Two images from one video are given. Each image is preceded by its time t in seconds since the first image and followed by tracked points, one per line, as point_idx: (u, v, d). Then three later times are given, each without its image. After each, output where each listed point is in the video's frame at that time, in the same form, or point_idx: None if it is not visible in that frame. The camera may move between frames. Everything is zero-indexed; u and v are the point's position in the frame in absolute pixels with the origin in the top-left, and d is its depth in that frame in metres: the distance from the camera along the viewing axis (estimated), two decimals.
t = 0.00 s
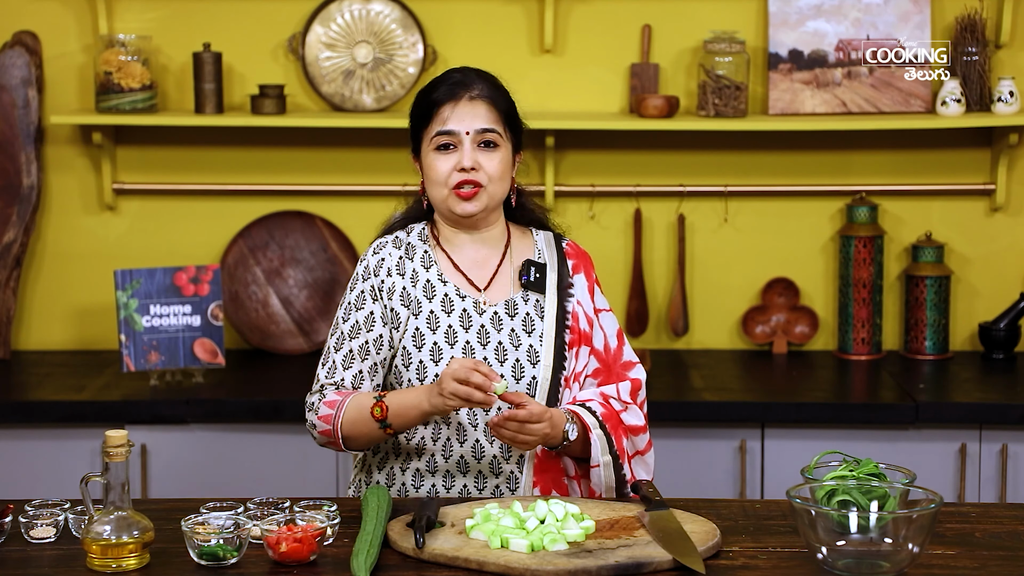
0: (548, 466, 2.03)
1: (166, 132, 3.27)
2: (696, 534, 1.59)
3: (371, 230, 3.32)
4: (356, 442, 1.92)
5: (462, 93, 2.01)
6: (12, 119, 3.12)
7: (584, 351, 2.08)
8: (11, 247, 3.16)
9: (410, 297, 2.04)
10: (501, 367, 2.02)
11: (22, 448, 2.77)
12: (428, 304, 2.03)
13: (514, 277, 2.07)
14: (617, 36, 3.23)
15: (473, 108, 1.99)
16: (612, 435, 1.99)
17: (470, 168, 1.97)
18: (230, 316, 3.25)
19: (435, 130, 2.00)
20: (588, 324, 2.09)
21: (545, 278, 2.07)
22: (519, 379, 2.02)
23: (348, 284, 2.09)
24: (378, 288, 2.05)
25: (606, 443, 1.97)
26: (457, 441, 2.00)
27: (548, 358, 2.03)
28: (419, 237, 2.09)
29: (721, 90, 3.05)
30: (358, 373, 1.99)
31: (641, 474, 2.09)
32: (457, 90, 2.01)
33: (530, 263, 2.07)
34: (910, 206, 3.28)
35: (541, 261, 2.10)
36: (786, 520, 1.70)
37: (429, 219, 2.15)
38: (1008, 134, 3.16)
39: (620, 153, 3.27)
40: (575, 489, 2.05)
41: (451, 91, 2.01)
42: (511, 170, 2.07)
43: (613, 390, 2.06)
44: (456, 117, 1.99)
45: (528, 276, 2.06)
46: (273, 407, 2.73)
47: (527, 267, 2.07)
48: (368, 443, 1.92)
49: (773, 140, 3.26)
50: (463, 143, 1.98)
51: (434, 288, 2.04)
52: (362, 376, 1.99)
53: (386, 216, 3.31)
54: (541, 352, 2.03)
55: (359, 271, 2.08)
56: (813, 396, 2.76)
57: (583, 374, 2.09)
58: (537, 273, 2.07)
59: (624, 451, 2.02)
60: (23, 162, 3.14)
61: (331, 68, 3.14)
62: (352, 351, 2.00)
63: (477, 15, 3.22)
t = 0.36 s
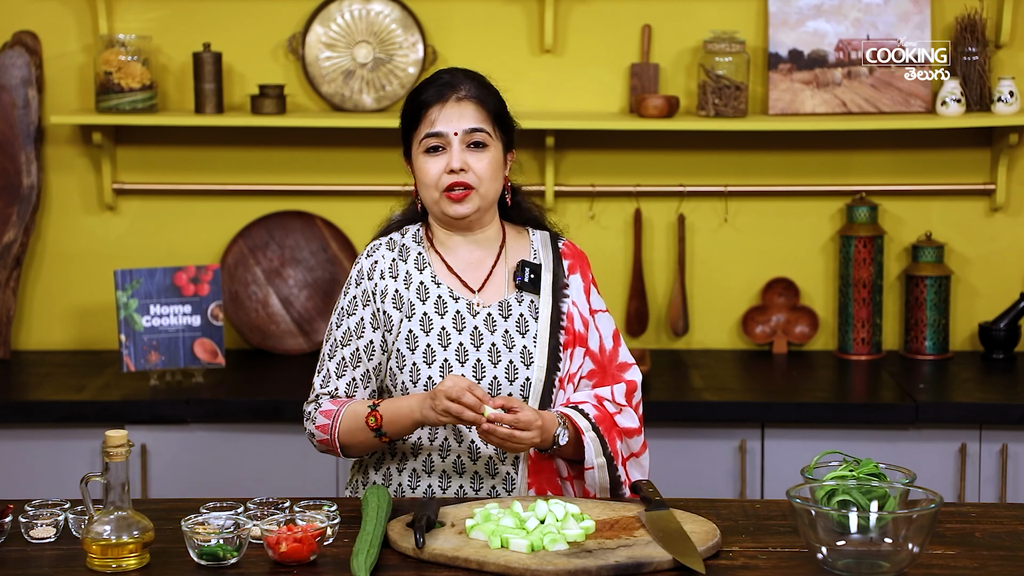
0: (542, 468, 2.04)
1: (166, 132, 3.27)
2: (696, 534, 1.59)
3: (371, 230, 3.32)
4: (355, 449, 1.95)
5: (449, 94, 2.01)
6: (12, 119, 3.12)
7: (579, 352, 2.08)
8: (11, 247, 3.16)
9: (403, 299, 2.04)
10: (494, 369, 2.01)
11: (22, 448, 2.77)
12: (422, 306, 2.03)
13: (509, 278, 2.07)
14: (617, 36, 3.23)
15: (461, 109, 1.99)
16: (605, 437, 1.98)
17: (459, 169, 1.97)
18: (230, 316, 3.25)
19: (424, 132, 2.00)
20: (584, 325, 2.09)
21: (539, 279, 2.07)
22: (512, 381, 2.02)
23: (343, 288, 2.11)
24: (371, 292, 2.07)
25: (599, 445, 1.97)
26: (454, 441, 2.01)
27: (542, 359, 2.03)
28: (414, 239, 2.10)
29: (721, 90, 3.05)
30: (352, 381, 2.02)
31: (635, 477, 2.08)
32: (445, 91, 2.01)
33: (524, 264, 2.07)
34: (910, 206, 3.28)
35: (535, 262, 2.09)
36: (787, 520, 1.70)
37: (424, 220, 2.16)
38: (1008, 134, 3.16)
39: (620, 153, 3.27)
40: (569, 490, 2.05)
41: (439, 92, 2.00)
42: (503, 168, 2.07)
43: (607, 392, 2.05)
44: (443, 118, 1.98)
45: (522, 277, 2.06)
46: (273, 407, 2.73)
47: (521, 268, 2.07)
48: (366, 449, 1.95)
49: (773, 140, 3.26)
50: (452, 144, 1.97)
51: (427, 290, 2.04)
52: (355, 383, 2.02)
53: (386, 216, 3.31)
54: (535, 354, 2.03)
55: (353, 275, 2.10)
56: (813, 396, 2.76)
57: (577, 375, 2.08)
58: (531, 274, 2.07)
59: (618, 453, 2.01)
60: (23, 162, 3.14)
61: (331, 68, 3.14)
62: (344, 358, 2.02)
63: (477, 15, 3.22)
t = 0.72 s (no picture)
0: (541, 466, 2.02)
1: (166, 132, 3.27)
2: (696, 534, 1.59)
3: (371, 230, 3.32)
4: (348, 444, 1.95)
5: (440, 94, 2.01)
6: (12, 119, 3.12)
7: (577, 351, 2.08)
8: (10, 247, 3.16)
9: (402, 299, 2.05)
10: (492, 368, 2.02)
11: (22, 448, 2.77)
12: (420, 306, 2.03)
13: (507, 278, 2.07)
14: (617, 36, 3.23)
15: (451, 108, 2.00)
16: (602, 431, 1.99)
17: (452, 167, 1.96)
18: (229, 316, 3.25)
19: (417, 133, 2.00)
20: (582, 325, 2.09)
21: (538, 278, 2.06)
22: (510, 381, 2.02)
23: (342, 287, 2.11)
24: (369, 291, 2.07)
25: (592, 437, 1.98)
26: (451, 441, 2.01)
27: (540, 359, 2.03)
28: (413, 239, 2.10)
29: (721, 89, 3.05)
30: (348, 379, 2.02)
31: (631, 474, 2.08)
32: (435, 92, 2.01)
33: (522, 263, 2.06)
34: (910, 206, 3.28)
35: (534, 262, 2.09)
36: (786, 520, 1.70)
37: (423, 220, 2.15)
38: (1008, 134, 3.16)
39: (621, 153, 3.27)
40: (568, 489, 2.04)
41: (430, 94, 2.01)
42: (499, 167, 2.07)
43: (605, 389, 2.05)
44: (434, 118, 1.99)
45: (521, 276, 2.05)
46: (273, 407, 2.73)
47: (519, 267, 2.06)
48: (359, 444, 1.96)
49: (773, 140, 3.26)
50: (444, 143, 1.97)
51: (425, 290, 2.04)
52: (351, 381, 2.02)
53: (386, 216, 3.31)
54: (533, 353, 2.03)
55: (351, 274, 2.10)
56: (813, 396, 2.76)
57: (576, 374, 2.08)
58: (529, 273, 2.06)
59: (614, 448, 2.02)
60: (23, 162, 3.14)
61: (331, 68, 3.14)
62: (341, 357, 2.03)
63: (477, 15, 3.22)
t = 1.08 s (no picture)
0: (543, 465, 2.02)
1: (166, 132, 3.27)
2: (696, 534, 1.59)
3: (371, 231, 3.32)
4: (342, 427, 1.91)
5: (436, 97, 2.01)
6: (12, 119, 3.12)
7: (580, 351, 2.08)
8: (11, 247, 3.16)
9: (405, 297, 2.05)
10: (494, 367, 2.01)
11: (22, 448, 2.77)
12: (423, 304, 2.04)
13: (508, 277, 2.07)
14: (617, 36, 3.23)
15: (447, 110, 2.00)
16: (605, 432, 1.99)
17: (452, 169, 1.96)
18: (229, 316, 3.25)
19: (415, 137, 2.00)
20: (584, 324, 2.08)
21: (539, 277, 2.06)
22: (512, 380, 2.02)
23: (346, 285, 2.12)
24: (372, 288, 2.07)
25: (596, 436, 1.98)
26: (452, 440, 2.01)
27: (542, 358, 2.03)
28: (416, 238, 2.11)
29: (721, 90, 3.05)
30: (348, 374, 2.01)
31: (631, 474, 2.08)
32: (430, 94, 2.01)
33: (524, 263, 2.07)
34: (910, 206, 3.28)
35: (536, 261, 2.09)
36: (786, 520, 1.70)
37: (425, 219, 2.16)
38: (1008, 134, 3.16)
39: (621, 153, 3.27)
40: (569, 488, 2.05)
41: (426, 96, 2.01)
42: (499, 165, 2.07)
43: (608, 390, 2.06)
44: (431, 121, 1.99)
45: (523, 275, 2.05)
46: (273, 407, 2.73)
47: (521, 266, 2.07)
48: (353, 424, 1.91)
49: (773, 140, 3.26)
50: (443, 146, 1.98)
51: (428, 288, 2.05)
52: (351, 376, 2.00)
53: (386, 216, 3.31)
54: (534, 353, 2.03)
55: (355, 272, 2.11)
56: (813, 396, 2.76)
57: (578, 374, 2.08)
58: (531, 273, 2.06)
59: (617, 448, 2.02)
60: (23, 162, 3.14)
61: (331, 68, 3.14)
62: (342, 351, 2.02)
63: (477, 15, 3.22)
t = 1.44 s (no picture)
0: (545, 464, 2.03)
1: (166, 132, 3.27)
2: (696, 534, 1.59)
3: (371, 231, 3.32)
4: (350, 423, 1.91)
5: (452, 92, 2.01)
6: (12, 119, 3.12)
7: (585, 352, 2.07)
8: (11, 247, 3.16)
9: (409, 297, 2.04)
10: (498, 368, 2.01)
11: (22, 448, 2.77)
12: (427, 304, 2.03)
13: (514, 278, 2.07)
14: (617, 36, 3.23)
15: (463, 106, 2.00)
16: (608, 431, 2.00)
17: (462, 165, 1.96)
18: (230, 316, 3.25)
19: (428, 131, 2.00)
20: (590, 326, 2.09)
21: (544, 279, 2.07)
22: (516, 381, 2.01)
23: (350, 284, 2.12)
24: (376, 288, 2.07)
25: (598, 433, 1.98)
26: (456, 440, 2.01)
27: (546, 359, 2.02)
28: (421, 237, 2.10)
29: (721, 90, 3.05)
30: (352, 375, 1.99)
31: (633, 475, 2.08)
32: (447, 89, 2.02)
33: (530, 264, 2.07)
34: (910, 206, 3.28)
35: (541, 262, 2.09)
36: (786, 520, 1.70)
37: (430, 218, 2.16)
38: (1008, 134, 3.16)
39: (620, 153, 3.27)
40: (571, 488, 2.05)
41: (442, 91, 2.01)
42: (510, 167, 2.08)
43: (611, 390, 2.06)
44: (445, 116, 1.99)
45: (527, 277, 2.06)
46: (273, 407, 2.73)
47: (526, 267, 2.07)
48: (360, 420, 1.91)
49: (772, 140, 3.26)
50: (455, 142, 1.98)
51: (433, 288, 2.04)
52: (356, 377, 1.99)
53: (385, 216, 3.31)
54: (538, 354, 2.02)
55: (359, 271, 2.11)
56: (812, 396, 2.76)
57: (582, 375, 2.08)
58: (536, 274, 2.07)
59: (619, 447, 2.02)
60: (23, 162, 3.14)
61: (331, 68, 3.14)
62: (347, 351, 2.00)
63: (477, 14, 3.22)
